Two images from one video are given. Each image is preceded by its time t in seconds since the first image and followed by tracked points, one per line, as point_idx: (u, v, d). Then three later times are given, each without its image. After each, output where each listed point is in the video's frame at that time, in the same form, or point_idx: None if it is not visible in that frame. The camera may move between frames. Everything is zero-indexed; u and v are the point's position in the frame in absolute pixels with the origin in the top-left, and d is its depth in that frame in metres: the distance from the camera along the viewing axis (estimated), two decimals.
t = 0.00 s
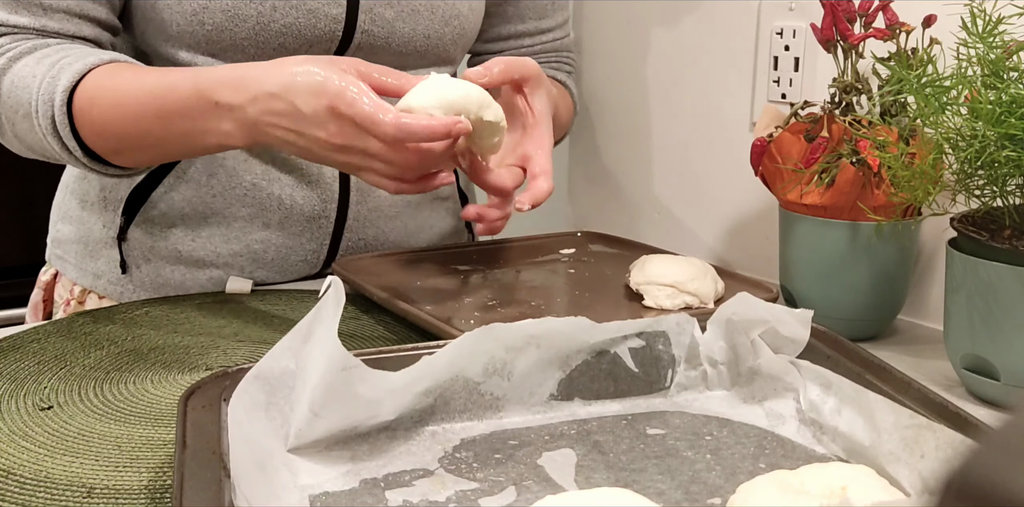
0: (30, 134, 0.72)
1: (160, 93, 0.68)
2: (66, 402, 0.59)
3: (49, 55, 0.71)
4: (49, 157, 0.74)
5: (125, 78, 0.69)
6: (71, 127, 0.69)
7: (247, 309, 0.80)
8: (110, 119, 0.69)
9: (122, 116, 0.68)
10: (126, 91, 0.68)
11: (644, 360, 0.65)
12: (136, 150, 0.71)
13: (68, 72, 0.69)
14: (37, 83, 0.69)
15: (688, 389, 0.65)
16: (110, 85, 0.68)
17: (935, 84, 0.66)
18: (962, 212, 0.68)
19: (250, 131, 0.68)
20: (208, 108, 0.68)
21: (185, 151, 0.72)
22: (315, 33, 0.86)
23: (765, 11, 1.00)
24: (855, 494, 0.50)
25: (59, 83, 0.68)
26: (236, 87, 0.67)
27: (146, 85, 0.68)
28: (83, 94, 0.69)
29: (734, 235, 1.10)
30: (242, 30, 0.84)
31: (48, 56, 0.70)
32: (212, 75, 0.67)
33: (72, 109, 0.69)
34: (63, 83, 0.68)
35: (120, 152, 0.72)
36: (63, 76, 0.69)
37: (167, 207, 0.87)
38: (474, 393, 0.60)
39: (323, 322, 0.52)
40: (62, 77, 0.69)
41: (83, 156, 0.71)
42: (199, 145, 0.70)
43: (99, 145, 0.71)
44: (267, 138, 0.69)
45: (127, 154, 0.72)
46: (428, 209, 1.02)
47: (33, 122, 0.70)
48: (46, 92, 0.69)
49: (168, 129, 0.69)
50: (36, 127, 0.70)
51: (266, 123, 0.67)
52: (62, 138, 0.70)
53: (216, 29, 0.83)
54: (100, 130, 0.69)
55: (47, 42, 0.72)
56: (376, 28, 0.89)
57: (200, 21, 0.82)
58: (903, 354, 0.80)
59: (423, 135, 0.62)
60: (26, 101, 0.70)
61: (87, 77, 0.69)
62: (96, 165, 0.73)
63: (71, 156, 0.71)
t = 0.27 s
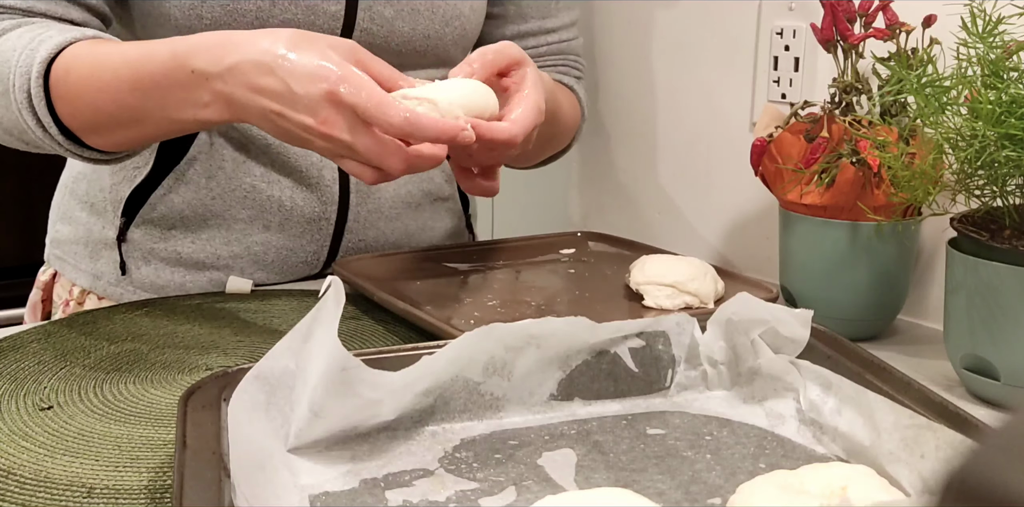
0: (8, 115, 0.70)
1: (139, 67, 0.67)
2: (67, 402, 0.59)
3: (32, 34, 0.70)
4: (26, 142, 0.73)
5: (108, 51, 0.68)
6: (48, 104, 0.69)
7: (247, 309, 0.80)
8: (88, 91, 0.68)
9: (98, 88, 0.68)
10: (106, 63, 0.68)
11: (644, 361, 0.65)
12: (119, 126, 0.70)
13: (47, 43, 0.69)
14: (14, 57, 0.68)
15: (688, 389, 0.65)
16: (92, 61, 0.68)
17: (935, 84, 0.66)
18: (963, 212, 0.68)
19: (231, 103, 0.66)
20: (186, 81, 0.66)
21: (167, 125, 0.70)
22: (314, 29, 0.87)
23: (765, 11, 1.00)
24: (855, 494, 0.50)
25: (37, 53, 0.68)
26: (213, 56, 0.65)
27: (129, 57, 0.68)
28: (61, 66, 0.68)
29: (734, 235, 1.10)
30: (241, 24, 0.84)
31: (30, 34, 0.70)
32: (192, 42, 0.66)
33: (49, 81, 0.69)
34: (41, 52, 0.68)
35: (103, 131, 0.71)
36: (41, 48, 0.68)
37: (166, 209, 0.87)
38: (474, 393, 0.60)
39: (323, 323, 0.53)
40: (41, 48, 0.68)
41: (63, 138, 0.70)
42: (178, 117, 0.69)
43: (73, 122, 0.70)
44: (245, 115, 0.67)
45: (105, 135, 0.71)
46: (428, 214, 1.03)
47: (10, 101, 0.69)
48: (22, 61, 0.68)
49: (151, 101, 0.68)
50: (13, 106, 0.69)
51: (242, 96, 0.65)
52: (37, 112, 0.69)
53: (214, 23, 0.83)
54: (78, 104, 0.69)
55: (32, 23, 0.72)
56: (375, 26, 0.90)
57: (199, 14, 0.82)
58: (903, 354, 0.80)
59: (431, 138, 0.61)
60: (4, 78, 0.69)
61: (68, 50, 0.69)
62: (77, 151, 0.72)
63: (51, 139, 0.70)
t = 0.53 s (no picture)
0: (21, 131, 0.71)
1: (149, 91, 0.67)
2: (66, 402, 0.59)
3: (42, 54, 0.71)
4: (36, 153, 0.74)
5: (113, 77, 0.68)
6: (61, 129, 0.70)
7: (247, 309, 0.80)
8: (99, 115, 0.68)
9: (105, 111, 0.68)
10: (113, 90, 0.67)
11: (644, 361, 0.65)
12: (130, 146, 0.71)
13: (58, 68, 0.69)
14: (27, 81, 0.69)
15: (688, 389, 0.65)
16: (99, 87, 0.68)
17: (935, 84, 0.66)
18: (963, 213, 0.68)
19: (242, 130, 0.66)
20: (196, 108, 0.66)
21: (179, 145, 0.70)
22: (314, 34, 0.86)
23: (766, 11, 1.00)
24: (855, 493, 0.50)
25: (47, 79, 0.68)
26: (221, 87, 0.65)
27: (134, 84, 0.67)
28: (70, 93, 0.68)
29: (734, 235, 1.10)
30: (242, 30, 0.84)
31: (40, 53, 0.71)
32: (196, 72, 0.66)
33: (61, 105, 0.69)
34: (52, 78, 0.68)
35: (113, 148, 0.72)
36: (53, 72, 0.69)
37: (167, 208, 0.87)
38: (474, 393, 0.60)
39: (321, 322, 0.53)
40: (52, 73, 0.69)
41: (71, 152, 0.71)
42: (189, 141, 0.69)
43: (82, 140, 0.71)
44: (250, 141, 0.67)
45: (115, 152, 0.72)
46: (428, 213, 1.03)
47: (22, 119, 0.70)
48: (35, 87, 0.69)
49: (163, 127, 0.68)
50: (25, 124, 0.70)
51: (250, 125, 0.65)
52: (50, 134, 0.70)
53: (214, 29, 0.83)
54: (94, 127, 0.69)
55: (41, 39, 0.72)
56: (375, 30, 0.89)
57: (199, 20, 0.82)
58: (903, 354, 0.80)
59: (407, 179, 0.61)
60: (16, 96, 0.69)
61: (77, 74, 0.69)
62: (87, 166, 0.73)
63: (58, 151, 0.71)
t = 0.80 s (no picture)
0: (11, 118, 0.71)
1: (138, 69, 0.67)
2: (66, 402, 0.59)
3: (36, 39, 0.70)
4: (32, 146, 0.73)
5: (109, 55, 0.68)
6: (54, 114, 0.69)
7: (246, 310, 0.80)
8: (88, 95, 0.68)
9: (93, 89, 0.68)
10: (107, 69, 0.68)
11: (644, 361, 0.65)
12: (121, 129, 0.70)
13: (52, 49, 0.69)
14: (20, 62, 0.69)
15: (688, 389, 0.65)
16: (93, 66, 0.68)
17: (935, 84, 0.66)
18: (962, 213, 0.68)
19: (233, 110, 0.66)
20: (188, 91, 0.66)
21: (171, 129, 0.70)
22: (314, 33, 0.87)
23: (766, 11, 1.00)
24: (855, 493, 0.50)
25: (40, 60, 0.68)
26: (216, 66, 0.65)
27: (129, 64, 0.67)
28: (61, 72, 0.68)
29: (734, 235, 1.10)
30: (241, 28, 0.84)
31: (32, 39, 0.70)
32: (192, 50, 0.66)
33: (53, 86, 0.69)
34: (44, 59, 0.68)
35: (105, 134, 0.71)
36: (46, 54, 0.68)
37: (167, 208, 0.87)
38: (474, 393, 0.60)
39: (319, 323, 0.52)
40: (46, 54, 0.68)
41: (63, 138, 0.71)
42: (182, 125, 0.69)
43: (75, 125, 0.70)
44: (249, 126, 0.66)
45: (104, 138, 0.72)
46: (428, 212, 1.03)
47: (13, 105, 0.69)
48: (27, 67, 0.68)
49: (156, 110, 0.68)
50: (14, 110, 0.69)
51: (244, 105, 0.65)
52: (42, 119, 0.69)
53: (215, 27, 0.83)
54: (85, 105, 0.69)
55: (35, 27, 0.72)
56: (375, 30, 0.90)
57: (199, 18, 0.82)
58: (903, 354, 0.80)
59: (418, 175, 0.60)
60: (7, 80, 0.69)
61: (73, 55, 0.69)
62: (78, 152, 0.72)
63: (49, 138, 0.71)
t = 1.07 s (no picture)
0: (15, 126, 0.71)
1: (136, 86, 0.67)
2: (66, 402, 0.59)
3: (39, 48, 0.70)
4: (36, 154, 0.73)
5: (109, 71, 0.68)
6: (54, 124, 0.69)
7: (246, 310, 0.80)
8: (88, 110, 0.68)
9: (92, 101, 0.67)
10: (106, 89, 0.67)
11: (645, 361, 0.65)
12: (124, 141, 0.70)
13: (53, 61, 0.68)
14: (22, 72, 0.69)
15: (688, 389, 0.65)
16: (92, 85, 0.67)
17: (935, 84, 0.66)
18: (963, 213, 0.68)
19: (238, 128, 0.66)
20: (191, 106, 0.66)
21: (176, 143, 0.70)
22: (315, 36, 0.86)
23: (766, 11, 1.00)
24: (855, 493, 0.50)
25: (42, 71, 0.68)
26: (213, 85, 0.64)
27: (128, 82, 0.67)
28: (64, 86, 0.68)
29: (734, 235, 1.10)
30: (243, 31, 0.84)
31: (35, 48, 0.70)
32: (191, 69, 0.66)
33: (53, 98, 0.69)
34: (46, 72, 0.68)
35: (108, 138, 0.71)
36: (48, 66, 0.68)
37: (168, 208, 0.87)
38: (474, 393, 0.60)
39: (318, 323, 0.52)
40: (47, 66, 0.68)
41: (67, 150, 0.71)
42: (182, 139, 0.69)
43: (79, 135, 0.70)
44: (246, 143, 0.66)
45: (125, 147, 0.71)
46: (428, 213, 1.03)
47: (15, 115, 0.69)
48: (30, 77, 0.68)
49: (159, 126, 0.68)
50: (17, 119, 0.69)
51: (244, 126, 0.64)
52: (44, 130, 0.69)
53: (217, 30, 0.83)
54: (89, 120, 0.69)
55: (39, 34, 0.72)
56: (377, 33, 0.89)
57: (201, 21, 0.82)
58: (903, 354, 0.80)
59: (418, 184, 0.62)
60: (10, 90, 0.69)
61: (74, 68, 0.69)
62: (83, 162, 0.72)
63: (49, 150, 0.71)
